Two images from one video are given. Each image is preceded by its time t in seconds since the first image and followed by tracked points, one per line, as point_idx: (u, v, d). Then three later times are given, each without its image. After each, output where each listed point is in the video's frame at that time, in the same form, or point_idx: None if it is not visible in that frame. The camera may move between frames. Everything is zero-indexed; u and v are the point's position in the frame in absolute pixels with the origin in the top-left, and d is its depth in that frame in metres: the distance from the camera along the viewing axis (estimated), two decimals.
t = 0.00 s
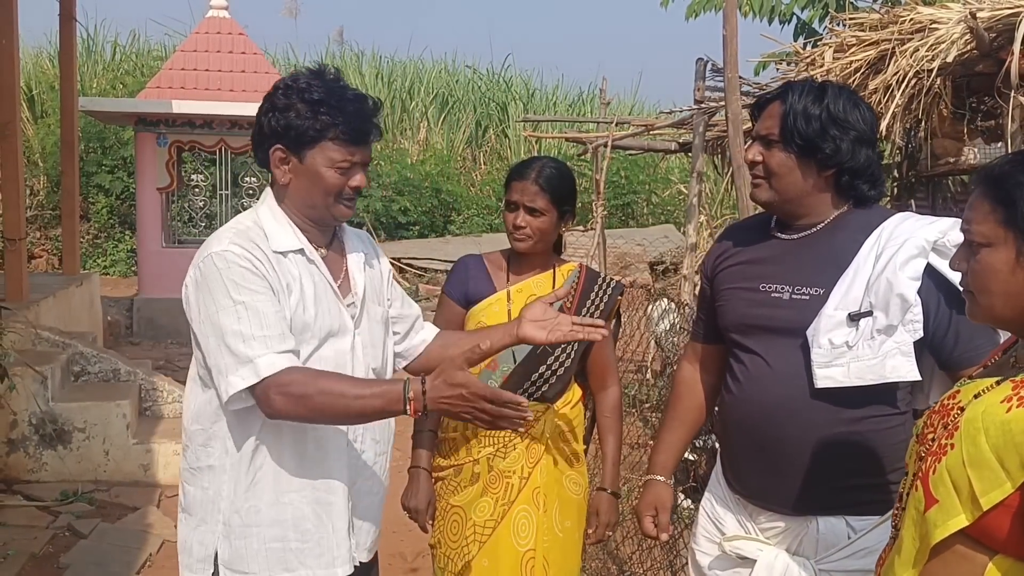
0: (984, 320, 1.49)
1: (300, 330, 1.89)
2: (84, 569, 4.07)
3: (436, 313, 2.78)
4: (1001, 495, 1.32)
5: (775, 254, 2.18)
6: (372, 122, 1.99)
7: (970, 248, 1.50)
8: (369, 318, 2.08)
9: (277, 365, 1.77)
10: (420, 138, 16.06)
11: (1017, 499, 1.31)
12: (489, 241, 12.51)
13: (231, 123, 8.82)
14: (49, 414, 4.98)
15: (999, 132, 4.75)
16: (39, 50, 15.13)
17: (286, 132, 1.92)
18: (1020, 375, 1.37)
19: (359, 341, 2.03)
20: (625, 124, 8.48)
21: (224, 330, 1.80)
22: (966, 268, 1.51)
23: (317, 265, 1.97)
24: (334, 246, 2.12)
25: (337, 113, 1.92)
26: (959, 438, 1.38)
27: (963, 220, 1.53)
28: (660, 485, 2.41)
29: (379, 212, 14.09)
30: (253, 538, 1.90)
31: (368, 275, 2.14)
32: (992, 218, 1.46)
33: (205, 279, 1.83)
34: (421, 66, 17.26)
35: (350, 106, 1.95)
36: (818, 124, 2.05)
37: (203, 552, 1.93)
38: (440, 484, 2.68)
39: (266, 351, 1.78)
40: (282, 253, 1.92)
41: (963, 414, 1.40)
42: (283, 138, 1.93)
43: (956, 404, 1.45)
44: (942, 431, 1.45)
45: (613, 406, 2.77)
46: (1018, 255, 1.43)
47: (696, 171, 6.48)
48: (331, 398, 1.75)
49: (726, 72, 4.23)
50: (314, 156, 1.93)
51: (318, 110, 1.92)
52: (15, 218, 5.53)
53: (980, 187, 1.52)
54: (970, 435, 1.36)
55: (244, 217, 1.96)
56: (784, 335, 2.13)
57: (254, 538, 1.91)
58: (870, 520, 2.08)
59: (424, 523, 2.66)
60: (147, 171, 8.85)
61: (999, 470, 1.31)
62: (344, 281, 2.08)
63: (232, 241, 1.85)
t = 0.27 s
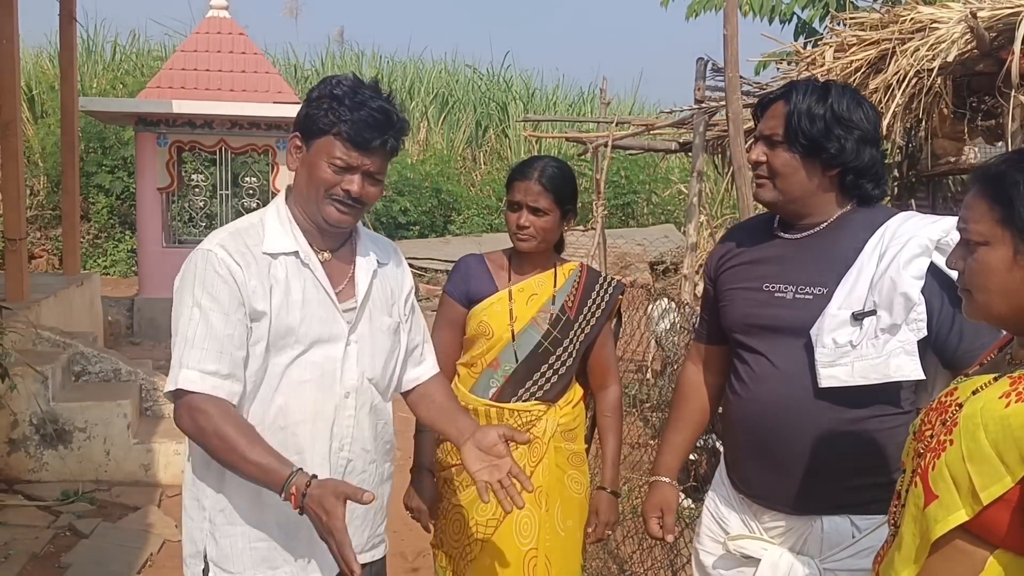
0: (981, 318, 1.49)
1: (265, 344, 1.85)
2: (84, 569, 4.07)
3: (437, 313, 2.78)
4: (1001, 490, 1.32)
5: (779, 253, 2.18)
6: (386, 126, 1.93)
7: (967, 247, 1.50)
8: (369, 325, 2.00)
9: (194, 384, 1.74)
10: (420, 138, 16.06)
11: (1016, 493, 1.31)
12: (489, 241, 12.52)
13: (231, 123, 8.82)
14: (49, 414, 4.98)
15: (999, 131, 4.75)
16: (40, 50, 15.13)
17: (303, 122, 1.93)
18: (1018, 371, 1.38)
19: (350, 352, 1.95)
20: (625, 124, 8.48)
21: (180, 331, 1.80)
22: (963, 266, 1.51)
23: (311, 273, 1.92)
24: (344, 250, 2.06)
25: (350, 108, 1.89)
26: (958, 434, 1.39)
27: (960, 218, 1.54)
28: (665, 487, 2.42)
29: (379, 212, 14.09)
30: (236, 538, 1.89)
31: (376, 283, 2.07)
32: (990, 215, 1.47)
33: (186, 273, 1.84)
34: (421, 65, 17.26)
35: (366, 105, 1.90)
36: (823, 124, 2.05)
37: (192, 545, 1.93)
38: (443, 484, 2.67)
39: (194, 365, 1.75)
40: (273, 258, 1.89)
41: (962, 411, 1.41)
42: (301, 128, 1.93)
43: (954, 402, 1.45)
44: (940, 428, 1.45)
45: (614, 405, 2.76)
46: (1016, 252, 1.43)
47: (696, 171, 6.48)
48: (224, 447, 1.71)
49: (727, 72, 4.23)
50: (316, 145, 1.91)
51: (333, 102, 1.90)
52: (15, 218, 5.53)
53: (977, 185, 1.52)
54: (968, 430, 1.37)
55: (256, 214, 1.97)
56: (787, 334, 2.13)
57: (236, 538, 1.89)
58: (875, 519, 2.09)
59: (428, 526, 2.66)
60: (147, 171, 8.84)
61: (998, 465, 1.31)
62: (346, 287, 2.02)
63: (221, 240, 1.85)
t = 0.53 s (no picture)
0: (979, 315, 1.49)
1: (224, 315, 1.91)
2: (85, 569, 4.07)
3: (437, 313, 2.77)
4: (1000, 485, 1.32)
5: (781, 254, 2.19)
6: (373, 125, 1.96)
7: (965, 245, 1.51)
8: (347, 323, 1.99)
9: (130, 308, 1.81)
10: (420, 138, 16.06)
11: (1017, 488, 1.32)
12: (489, 241, 12.52)
13: (231, 123, 8.81)
14: (50, 414, 4.98)
15: (999, 131, 4.76)
16: (40, 51, 15.15)
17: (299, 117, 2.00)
18: (1015, 367, 1.39)
19: (319, 348, 1.94)
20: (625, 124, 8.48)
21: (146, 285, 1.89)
22: (959, 264, 1.52)
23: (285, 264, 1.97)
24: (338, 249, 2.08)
25: (339, 105, 1.95)
26: (957, 429, 1.39)
27: (957, 216, 1.54)
28: (668, 487, 2.43)
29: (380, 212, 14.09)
30: (202, 525, 1.93)
31: (362, 284, 2.04)
32: (988, 213, 1.47)
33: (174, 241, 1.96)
34: (421, 66, 17.27)
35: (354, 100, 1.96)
36: (825, 123, 2.06)
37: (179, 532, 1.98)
38: (445, 483, 2.68)
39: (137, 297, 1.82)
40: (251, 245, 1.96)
41: (960, 406, 1.41)
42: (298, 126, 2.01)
43: (951, 398, 1.46)
44: (938, 424, 1.46)
45: (614, 405, 2.76)
46: (1014, 250, 1.44)
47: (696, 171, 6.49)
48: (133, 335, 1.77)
49: (726, 72, 4.24)
50: (307, 139, 1.97)
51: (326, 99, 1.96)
52: (16, 218, 5.53)
53: (974, 183, 1.53)
54: (969, 426, 1.37)
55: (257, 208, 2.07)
56: (790, 335, 2.13)
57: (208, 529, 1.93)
58: (876, 519, 2.09)
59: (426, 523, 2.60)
60: (148, 171, 8.86)
61: (998, 460, 1.32)
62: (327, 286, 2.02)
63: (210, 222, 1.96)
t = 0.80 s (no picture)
0: (983, 315, 1.50)
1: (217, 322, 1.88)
2: (86, 569, 4.07)
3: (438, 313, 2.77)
4: (1007, 484, 1.32)
5: (784, 254, 2.19)
6: (377, 135, 1.87)
7: (968, 244, 1.51)
8: (333, 334, 1.91)
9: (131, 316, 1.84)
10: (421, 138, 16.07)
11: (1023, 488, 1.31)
12: (489, 241, 12.53)
13: (231, 123, 8.83)
14: (50, 414, 4.98)
15: (999, 131, 4.77)
16: (41, 51, 15.17)
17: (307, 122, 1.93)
18: (1020, 367, 1.39)
19: (300, 359, 1.88)
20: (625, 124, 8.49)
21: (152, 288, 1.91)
22: (963, 265, 1.52)
23: (277, 272, 1.92)
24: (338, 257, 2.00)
25: (346, 113, 1.87)
26: (962, 429, 1.39)
27: (960, 216, 1.54)
28: (669, 488, 2.43)
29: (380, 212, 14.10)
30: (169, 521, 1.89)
31: (354, 295, 1.94)
32: (993, 213, 1.47)
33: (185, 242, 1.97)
34: (421, 66, 17.27)
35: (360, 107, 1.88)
36: (828, 123, 2.06)
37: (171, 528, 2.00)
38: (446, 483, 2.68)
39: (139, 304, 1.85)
40: (248, 248, 1.92)
41: (965, 406, 1.42)
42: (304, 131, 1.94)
43: (956, 398, 1.46)
44: (942, 424, 1.46)
45: (614, 405, 2.76)
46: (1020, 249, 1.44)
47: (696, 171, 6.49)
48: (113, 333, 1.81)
49: (727, 72, 4.24)
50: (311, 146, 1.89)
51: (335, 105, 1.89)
52: (17, 218, 5.54)
53: (977, 183, 1.53)
54: (975, 425, 1.37)
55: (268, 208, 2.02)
56: (793, 335, 2.13)
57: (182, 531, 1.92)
58: (878, 520, 2.10)
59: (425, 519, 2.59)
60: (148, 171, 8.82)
61: (1003, 459, 1.32)
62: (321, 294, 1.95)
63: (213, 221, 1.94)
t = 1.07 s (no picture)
0: (991, 319, 1.49)
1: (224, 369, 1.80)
2: (87, 569, 4.07)
3: (438, 314, 2.77)
4: (1018, 486, 1.31)
5: (787, 255, 2.19)
6: (384, 168, 1.85)
7: (978, 247, 1.51)
8: (336, 365, 1.86)
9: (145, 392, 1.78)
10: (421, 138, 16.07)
11: None
12: (489, 241, 12.54)
13: (232, 123, 8.85)
14: (51, 414, 4.98)
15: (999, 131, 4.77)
16: (41, 51, 15.18)
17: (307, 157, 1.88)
18: None
19: (308, 394, 1.82)
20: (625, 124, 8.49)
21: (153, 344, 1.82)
22: (971, 267, 1.52)
23: (280, 307, 1.84)
24: (337, 287, 1.95)
25: (350, 147, 1.84)
26: (972, 430, 1.39)
27: (967, 218, 1.54)
28: (669, 489, 2.44)
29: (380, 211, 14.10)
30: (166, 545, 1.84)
31: (359, 325, 1.90)
32: (1004, 216, 1.47)
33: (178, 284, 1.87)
34: (421, 66, 17.27)
35: (361, 138, 1.86)
36: (831, 124, 2.06)
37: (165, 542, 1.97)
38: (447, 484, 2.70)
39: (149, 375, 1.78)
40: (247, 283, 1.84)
41: (975, 408, 1.41)
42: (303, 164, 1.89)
43: (965, 400, 1.46)
44: (951, 426, 1.46)
45: (615, 405, 2.76)
46: None
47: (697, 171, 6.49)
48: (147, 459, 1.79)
49: (727, 72, 4.24)
50: (316, 181, 1.85)
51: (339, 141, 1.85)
52: (17, 218, 5.54)
53: (985, 184, 1.54)
54: (985, 427, 1.37)
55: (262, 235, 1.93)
56: (795, 336, 2.13)
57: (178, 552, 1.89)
58: (880, 522, 2.10)
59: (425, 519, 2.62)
60: (149, 171, 8.82)
61: (1013, 460, 1.31)
62: (325, 326, 1.90)
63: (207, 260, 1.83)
